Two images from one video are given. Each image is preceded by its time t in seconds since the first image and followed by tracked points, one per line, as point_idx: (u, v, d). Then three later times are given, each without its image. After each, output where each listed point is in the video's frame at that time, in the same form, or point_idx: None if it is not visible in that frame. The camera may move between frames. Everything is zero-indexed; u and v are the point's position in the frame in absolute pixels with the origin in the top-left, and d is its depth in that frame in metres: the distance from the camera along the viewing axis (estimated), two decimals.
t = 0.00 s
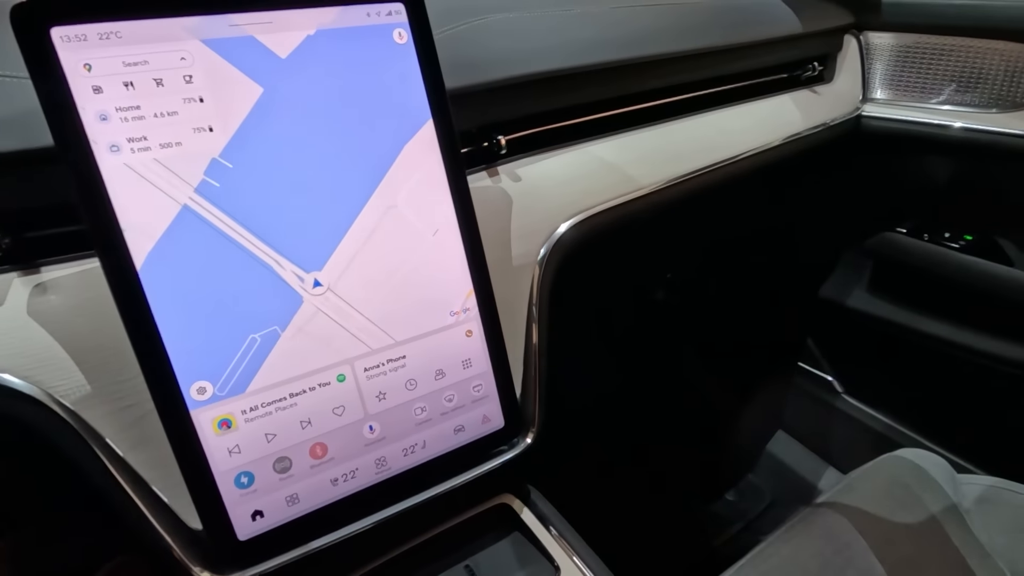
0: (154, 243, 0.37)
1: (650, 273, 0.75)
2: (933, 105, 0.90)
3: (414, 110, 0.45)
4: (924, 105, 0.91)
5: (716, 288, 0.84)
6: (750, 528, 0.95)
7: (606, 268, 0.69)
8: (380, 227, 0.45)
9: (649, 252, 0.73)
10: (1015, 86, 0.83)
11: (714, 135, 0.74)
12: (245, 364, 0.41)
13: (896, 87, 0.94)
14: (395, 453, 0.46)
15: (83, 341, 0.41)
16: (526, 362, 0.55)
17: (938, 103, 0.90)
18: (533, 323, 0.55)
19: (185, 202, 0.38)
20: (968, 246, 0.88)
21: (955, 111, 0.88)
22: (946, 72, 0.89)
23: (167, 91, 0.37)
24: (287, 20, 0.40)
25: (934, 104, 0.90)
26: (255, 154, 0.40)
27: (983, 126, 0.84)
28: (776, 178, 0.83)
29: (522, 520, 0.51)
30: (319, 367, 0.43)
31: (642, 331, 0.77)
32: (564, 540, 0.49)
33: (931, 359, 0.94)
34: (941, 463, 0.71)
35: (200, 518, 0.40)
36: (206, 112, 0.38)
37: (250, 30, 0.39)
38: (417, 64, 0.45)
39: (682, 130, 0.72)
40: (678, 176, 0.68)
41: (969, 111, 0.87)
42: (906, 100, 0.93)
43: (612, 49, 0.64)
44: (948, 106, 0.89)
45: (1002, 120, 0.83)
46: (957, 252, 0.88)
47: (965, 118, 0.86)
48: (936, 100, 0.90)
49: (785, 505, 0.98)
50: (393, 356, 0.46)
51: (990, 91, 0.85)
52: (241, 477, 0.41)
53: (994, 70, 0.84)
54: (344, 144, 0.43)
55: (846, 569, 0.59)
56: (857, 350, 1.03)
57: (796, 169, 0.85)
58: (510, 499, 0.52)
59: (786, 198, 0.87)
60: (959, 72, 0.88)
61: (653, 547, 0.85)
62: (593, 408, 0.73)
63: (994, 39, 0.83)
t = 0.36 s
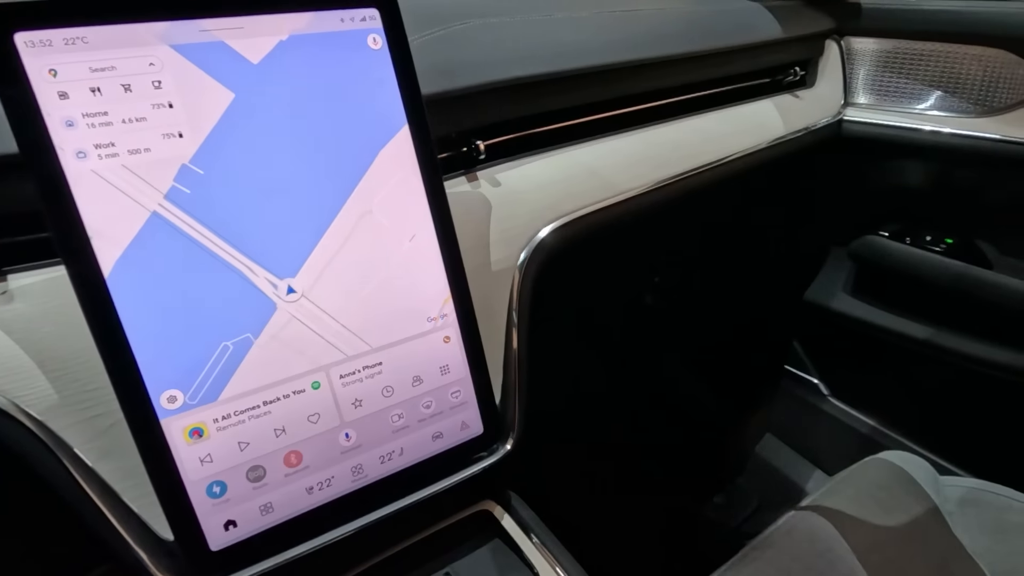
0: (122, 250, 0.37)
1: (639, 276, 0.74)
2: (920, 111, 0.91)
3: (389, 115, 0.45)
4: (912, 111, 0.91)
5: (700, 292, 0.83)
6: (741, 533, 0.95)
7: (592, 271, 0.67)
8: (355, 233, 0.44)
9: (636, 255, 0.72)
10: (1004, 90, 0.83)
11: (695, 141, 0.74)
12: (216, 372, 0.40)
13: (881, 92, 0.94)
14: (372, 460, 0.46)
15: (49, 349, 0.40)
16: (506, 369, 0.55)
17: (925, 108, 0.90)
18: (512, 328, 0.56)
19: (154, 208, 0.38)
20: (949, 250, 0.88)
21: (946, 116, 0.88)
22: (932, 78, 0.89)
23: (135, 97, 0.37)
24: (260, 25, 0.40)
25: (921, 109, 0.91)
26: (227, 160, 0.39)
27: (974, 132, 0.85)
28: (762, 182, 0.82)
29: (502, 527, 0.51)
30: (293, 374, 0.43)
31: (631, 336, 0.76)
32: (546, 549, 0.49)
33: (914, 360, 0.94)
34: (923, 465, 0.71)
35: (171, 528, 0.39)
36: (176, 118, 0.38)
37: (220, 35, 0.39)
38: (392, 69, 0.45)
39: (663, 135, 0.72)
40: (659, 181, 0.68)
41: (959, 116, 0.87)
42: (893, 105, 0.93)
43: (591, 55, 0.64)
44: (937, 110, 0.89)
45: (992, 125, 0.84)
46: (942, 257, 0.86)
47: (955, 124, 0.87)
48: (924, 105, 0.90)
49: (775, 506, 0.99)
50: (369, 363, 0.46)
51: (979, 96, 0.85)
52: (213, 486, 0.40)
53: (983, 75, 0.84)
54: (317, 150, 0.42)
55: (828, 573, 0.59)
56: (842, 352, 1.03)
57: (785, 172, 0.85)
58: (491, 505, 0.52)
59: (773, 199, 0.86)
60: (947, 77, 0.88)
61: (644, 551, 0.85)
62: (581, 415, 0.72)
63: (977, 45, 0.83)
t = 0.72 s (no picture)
0: (114, 257, 0.37)
1: (630, 280, 0.74)
2: (908, 116, 0.91)
3: (381, 123, 0.45)
4: (900, 116, 0.92)
5: (691, 296, 0.84)
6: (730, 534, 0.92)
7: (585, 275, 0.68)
8: (347, 238, 0.45)
9: (627, 259, 0.72)
10: (990, 97, 0.84)
11: (684, 146, 0.75)
12: (209, 378, 0.40)
13: (870, 97, 0.95)
14: (365, 465, 0.46)
15: (40, 355, 0.41)
16: (499, 370, 0.55)
17: (914, 113, 0.91)
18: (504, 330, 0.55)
19: (147, 216, 0.38)
20: (935, 253, 0.88)
21: (935, 122, 0.89)
22: (920, 84, 0.90)
23: (128, 106, 0.37)
24: (252, 34, 0.41)
25: (910, 115, 0.91)
26: (219, 168, 0.40)
27: (963, 137, 0.85)
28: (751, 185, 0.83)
29: (494, 530, 0.51)
30: (285, 380, 0.43)
31: (620, 336, 0.76)
32: (538, 552, 0.49)
33: (902, 362, 0.95)
34: (910, 465, 0.72)
35: (164, 533, 0.40)
36: (168, 127, 0.38)
37: (213, 45, 0.39)
38: (383, 77, 0.45)
39: (652, 141, 0.73)
40: (648, 186, 0.69)
41: (947, 121, 0.88)
42: (881, 110, 0.94)
43: (580, 61, 0.65)
44: (925, 116, 0.90)
45: (978, 130, 0.85)
46: (927, 260, 0.87)
47: (944, 130, 0.88)
48: (912, 111, 0.91)
49: (766, 506, 0.96)
50: (362, 368, 0.46)
51: (966, 103, 0.87)
52: (206, 492, 0.41)
53: (969, 83, 0.86)
54: (308, 158, 0.43)
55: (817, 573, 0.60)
56: (832, 354, 1.04)
57: (773, 177, 0.86)
58: (483, 508, 0.53)
59: (762, 203, 0.87)
60: (935, 84, 0.89)
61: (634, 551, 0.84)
62: (572, 417, 0.72)
63: (962, 52, 0.84)
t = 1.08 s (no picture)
0: (121, 258, 0.38)
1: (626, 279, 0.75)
2: (898, 118, 0.92)
3: (381, 126, 0.46)
4: (889, 119, 0.93)
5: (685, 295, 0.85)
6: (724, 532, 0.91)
7: (581, 275, 0.69)
8: (349, 239, 0.45)
9: (622, 259, 0.73)
10: (977, 99, 0.85)
11: (678, 148, 0.76)
12: (213, 378, 0.41)
13: (860, 100, 0.96)
14: (367, 462, 0.47)
15: (47, 356, 0.41)
16: (497, 369, 0.57)
17: (903, 115, 0.92)
18: (503, 330, 0.57)
19: (153, 218, 0.39)
20: (924, 252, 0.90)
21: (923, 124, 0.90)
22: (909, 87, 0.91)
23: (134, 110, 0.38)
24: (254, 39, 0.41)
25: (899, 117, 0.92)
26: (223, 170, 0.40)
27: (950, 138, 0.86)
28: (744, 186, 0.84)
29: (494, 527, 0.52)
30: (289, 379, 0.44)
31: (615, 336, 0.77)
32: (538, 549, 0.50)
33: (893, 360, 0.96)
34: (902, 460, 0.73)
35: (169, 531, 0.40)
36: (173, 130, 0.39)
37: (216, 49, 0.40)
38: (384, 81, 0.46)
39: (647, 143, 0.74)
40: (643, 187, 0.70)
41: (935, 123, 0.89)
42: (871, 113, 0.95)
43: (577, 65, 0.65)
44: (914, 118, 0.91)
45: (964, 132, 0.86)
46: (917, 259, 0.90)
47: (931, 132, 0.88)
48: (901, 113, 0.92)
49: (758, 502, 0.95)
50: (363, 367, 0.47)
51: (954, 105, 0.87)
52: (210, 490, 0.41)
53: (956, 85, 0.86)
54: (310, 160, 0.44)
55: (810, 565, 0.61)
56: (825, 352, 1.06)
57: (765, 178, 0.87)
58: (483, 505, 0.53)
59: (755, 204, 0.88)
60: (923, 86, 0.90)
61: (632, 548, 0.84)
62: (569, 416, 0.73)
63: (948, 55, 0.85)
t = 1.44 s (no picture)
0: (109, 261, 0.38)
1: (616, 280, 0.76)
2: (889, 120, 0.93)
3: (371, 128, 0.46)
4: (878, 120, 0.94)
5: (675, 295, 0.86)
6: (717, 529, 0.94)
7: (571, 276, 0.69)
8: (339, 240, 0.46)
9: (612, 260, 0.74)
10: (961, 101, 0.86)
11: (666, 149, 0.77)
12: (203, 380, 0.41)
13: (848, 102, 0.97)
14: (358, 463, 0.47)
15: (35, 359, 0.41)
16: (488, 369, 0.57)
17: (894, 117, 0.93)
18: (493, 331, 0.57)
19: (142, 220, 0.39)
20: (910, 252, 0.92)
21: (911, 125, 0.91)
22: (896, 90, 0.92)
23: (122, 112, 0.38)
24: (243, 41, 0.41)
25: (889, 119, 0.93)
26: (212, 172, 0.41)
27: (938, 140, 0.87)
28: (732, 187, 0.85)
29: (486, 527, 0.52)
30: (279, 380, 0.44)
31: (607, 337, 0.78)
32: (531, 549, 0.50)
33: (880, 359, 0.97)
34: (890, 458, 0.74)
35: (159, 533, 0.40)
36: (162, 132, 0.39)
37: (205, 52, 0.40)
38: (373, 83, 0.46)
39: (636, 144, 0.74)
40: (633, 189, 0.70)
41: (923, 125, 0.90)
42: (859, 115, 0.96)
43: (566, 67, 0.66)
44: (903, 120, 0.92)
45: (949, 133, 0.87)
46: (904, 259, 0.91)
47: (919, 133, 0.89)
48: (890, 116, 0.93)
49: (749, 502, 0.98)
50: (354, 368, 0.47)
51: (939, 107, 0.88)
52: (200, 491, 0.41)
53: (941, 88, 0.87)
54: (300, 162, 0.44)
55: (799, 562, 0.61)
56: (815, 352, 1.06)
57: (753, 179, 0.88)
58: (474, 505, 0.54)
59: (744, 204, 0.89)
60: (909, 89, 0.91)
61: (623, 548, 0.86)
62: (561, 417, 0.73)
63: (934, 58, 0.86)
